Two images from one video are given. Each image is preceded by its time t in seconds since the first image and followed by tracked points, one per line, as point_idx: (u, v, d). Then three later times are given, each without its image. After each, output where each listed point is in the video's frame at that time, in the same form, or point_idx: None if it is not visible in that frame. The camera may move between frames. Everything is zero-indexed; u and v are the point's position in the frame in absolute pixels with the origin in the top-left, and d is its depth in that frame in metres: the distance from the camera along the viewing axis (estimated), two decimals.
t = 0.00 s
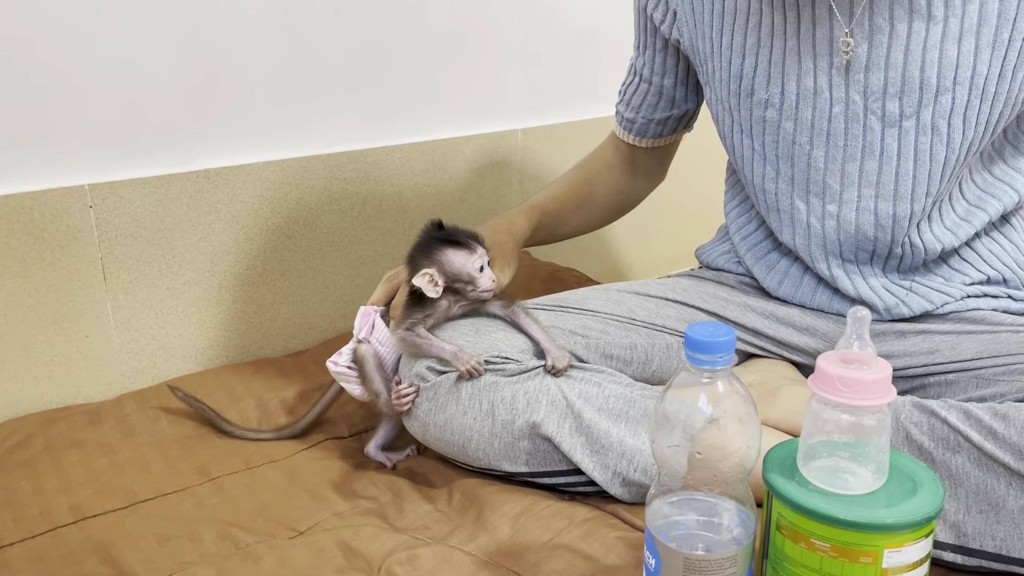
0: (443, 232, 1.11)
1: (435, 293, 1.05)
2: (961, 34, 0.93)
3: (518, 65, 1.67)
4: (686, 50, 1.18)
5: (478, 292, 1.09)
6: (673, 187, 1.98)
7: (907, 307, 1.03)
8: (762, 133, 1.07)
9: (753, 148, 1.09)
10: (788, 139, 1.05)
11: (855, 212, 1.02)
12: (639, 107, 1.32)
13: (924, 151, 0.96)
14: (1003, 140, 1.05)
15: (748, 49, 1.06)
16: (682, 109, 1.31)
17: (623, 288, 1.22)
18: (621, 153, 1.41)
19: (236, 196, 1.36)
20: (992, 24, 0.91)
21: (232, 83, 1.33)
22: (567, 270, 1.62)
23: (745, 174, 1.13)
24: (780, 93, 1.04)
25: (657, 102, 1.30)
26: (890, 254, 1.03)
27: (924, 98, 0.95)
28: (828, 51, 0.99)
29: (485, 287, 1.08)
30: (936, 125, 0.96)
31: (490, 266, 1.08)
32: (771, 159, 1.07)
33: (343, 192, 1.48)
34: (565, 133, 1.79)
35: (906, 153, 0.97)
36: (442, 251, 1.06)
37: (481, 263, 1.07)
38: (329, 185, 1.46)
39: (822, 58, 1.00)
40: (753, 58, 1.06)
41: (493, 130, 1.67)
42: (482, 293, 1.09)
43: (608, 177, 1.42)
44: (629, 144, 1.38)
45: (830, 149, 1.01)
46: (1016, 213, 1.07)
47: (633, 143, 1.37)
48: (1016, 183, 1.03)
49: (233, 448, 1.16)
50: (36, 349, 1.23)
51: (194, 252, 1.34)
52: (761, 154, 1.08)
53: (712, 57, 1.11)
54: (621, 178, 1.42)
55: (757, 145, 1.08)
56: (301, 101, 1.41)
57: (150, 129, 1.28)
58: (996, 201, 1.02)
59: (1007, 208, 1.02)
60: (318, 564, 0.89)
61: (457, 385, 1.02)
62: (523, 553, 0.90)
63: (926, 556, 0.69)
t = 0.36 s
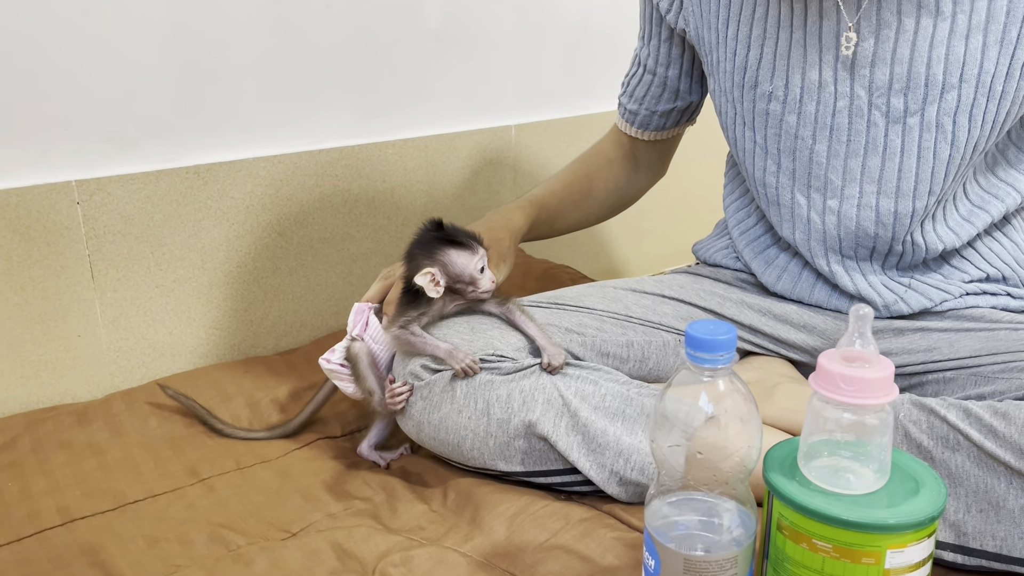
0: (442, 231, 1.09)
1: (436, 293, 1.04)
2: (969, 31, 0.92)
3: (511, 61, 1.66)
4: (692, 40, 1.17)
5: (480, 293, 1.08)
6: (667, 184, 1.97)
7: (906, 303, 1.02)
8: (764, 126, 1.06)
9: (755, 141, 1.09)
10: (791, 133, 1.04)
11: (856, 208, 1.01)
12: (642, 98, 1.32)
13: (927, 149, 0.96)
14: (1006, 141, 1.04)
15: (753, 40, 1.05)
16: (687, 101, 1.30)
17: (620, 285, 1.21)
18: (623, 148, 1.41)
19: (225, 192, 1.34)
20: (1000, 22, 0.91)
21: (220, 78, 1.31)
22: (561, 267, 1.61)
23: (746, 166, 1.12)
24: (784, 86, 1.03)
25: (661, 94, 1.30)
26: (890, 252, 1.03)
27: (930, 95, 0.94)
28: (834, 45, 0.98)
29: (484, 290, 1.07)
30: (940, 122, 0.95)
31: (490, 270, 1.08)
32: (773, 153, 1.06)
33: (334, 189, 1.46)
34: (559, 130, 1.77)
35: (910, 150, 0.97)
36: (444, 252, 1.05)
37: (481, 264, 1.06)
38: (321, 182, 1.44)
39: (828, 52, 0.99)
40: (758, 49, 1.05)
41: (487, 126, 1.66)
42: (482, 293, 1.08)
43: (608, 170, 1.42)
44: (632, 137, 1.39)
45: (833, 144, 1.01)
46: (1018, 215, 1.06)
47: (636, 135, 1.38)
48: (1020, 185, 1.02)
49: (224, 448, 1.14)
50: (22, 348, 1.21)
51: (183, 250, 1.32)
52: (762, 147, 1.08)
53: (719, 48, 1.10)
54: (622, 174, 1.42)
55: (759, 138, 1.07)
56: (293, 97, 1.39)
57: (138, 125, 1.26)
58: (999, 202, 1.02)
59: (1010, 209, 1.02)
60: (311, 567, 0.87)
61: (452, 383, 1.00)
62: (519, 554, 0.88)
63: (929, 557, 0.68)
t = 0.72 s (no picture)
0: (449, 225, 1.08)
1: (439, 288, 1.03)
2: (987, 23, 0.91)
3: (514, 56, 1.65)
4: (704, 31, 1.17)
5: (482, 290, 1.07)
6: (669, 180, 1.96)
7: (915, 299, 1.02)
8: (778, 118, 1.06)
9: (768, 134, 1.08)
10: (805, 125, 1.03)
11: (870, 201, 1.00)
12: (650, 90, 1.31)
13: (943, 144, 0.95)
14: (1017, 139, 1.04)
15: (767, 31, 1.04)
16: (694, 94, 1.30)
17: (626, 281, 1.20)
18: (627, 137, 1.40)
19: (227, 185, 1.32)
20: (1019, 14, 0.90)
21: (222, 69, 1.30)
22: (565, 263, 1.60)
23: (758, 159, 1.12)
24: (798, 78, 1.02)
25: (669, 86, 1.29)
26: (902, 245, 1.02)
27: (947, 87, 0.93)
28: (850, 36, 0.98)
29: (489, 287, 1.06)
30: (957, 115, 0.94)
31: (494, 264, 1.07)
32: (786, 145, 1.06)
33: (336, 182, 1.45)
34: (562, 125, 1.77)
35: (925, 143, 0.96)
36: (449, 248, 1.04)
37: (485, 260, 1.05)
38: (324, 175, 1.43)
39: (844, 43, 0.98)
40: (772, 40, 1.04)
41: (490, 121, 1.65)
42: (486, 291, 1.07)
43: (613, 162, 1.41)
44: (637, 128, 1.38)
45: (847, 137, 1.00)
46: None
47: (641, 127, 1.36)
48: None
49: (227, 443, 1.13)
50: (22, 342, 1.20)
51: (185, 243, 1.31)
52: (775, 139, 1.07)
53: (732, 39, 1.10)
54: (625, 165, 1.41)
55: (773, 130, 1.07)
56: (296, 90, 1.38)
57: (139, 116, 1.24)
58: (1010, 200, 1.02)
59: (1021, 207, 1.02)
60: (318, 562, 0.86)
61: (459, 378, 1.00)
62: (529, 549, 0.88)
63: (945, 552, 0.67)
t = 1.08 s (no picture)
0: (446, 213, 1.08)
1: (445, 277, 1.04)
2: None
3: (521, 48, 1.64)
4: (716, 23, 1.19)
5: (488, 270, 1.06)
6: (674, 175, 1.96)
7: (927, 290, 1.04)
8: (790, 104, 1.08)
9: (781, 120, 1.10)
10: (818, 109, 1.04)
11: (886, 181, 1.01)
12: (660, 83, 1.31)
13: (956, 122, 0.96)
14: None
15: (778, 17, 1.07)
16: (705, 87, 1.29)
17: (637, 272, 1.21)
18: (638, 135, 1.41)
19: (234, 174, 1.32)
20: None
21: (231, 58, 1.29)
22: (571, 256, 1.60)
23: (772, 146, 1.13)
24: (809, 63, 1.04)
25: (679, 79, 1.29)
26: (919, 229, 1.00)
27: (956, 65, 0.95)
28: (861, 18, 1.00)
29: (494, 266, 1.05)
30: (969, 90, 0.95)
31: (496, 242, 1.05)
32: (799, 130, 1.07)
33: (343, 173, 1.44)
34: (568, 118, 1.76)
35: (939, 121, 0.97)
36: (448, 235, 1.04)
37: (485, 239, 1.04)
38: (331, 165, 1.42)
39: (855, 26, 1.00)
40: (783, 26, 1.06)
41: (497, 113, 1.64)
42: (492, 270, 1.06)
43: (622, 156, 1.40)
44: (647, 123, 1.39)
45: (861, 119, 1.02)
46: None
47: (651, 122, 1.37)
48: None
49: (235, 433, 1.12)
50: (28, 331, 1.19)
51: (191, 233, 1.30)
52: (788, 125, 1.09)
53: (743, 27, 1.11)
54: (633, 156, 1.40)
55: (785, 117, 1.09)
56: (303, 79, 1.37)
57: (146, 104, 1.24)
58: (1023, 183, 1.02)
59: None
60: (330, 551, 0.86)
61: (470, 369, 0.99)
62: (542, 539, 0.87)
63: (965, 540, 0.67)
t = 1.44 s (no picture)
0: (467, 202, 1.08)
1: (457, 264, 1.05)
2: None
3: (534, 41, 1.65)
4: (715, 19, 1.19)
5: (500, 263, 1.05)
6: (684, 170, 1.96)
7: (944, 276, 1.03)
8: (791, 98, 1.08)
9: (782, 115, 1.09)
10: (818, 102, 1.05)
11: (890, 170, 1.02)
12: (667, 86, 1.31)
13: (954, 109, 0.97)
14: None
15: (776, 13, 1.07)
16: (711, 88, 1.29)
17: (654, 264, 1.22)
18: (647, 138, 1.40)
19: (249, 164, 1.32)
20: None
21: (247, 49, 1.29)
22: (584, 249, 1.60)
23: (774, 141, 1.13)
24: (808, 56, 1.04)
25: (686, 81, 1.29)
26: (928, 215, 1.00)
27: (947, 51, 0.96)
28: (855, 10, 1.00)
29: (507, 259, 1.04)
30: (963, 76, 0.96)
31: (510, 236, 1.05)
32: (801, 125, 1.07)
33: (358, 164, 1.44)
34: (579, 112, 1.76)
35: (937, 108, 0.98)
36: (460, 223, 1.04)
37: (499, 231, 1.04)
38: (345, 156, 1.42)
39: (850, 18, 1.01)
40: (780, 22, 1.06)
41: (509, 106, 1.64)
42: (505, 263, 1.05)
43: (636, 156, 1.40)
44: (656, 127, 1.38)
45: (861, 109, 1.02)
46: None
47: (660, 126, 1.37)
48: None
49: (253, 422, 1.12)
50: (45, 319, 1.19)
51: (207, 223, 1.30)
52: (790, 120, 1.08)
53: (743, 24, 1.11)
54: (648, 163, 1.40)
55: (785, 112, 1.08)
56: (318, 70, 1.37)
57: (163, 94, 1.24)
58: None
59: None
60: (352, 537, 0.86)
61: (491, 358, 0.99)
62: (564, 525, 0.87)
63: (993, 524, 0.67)
